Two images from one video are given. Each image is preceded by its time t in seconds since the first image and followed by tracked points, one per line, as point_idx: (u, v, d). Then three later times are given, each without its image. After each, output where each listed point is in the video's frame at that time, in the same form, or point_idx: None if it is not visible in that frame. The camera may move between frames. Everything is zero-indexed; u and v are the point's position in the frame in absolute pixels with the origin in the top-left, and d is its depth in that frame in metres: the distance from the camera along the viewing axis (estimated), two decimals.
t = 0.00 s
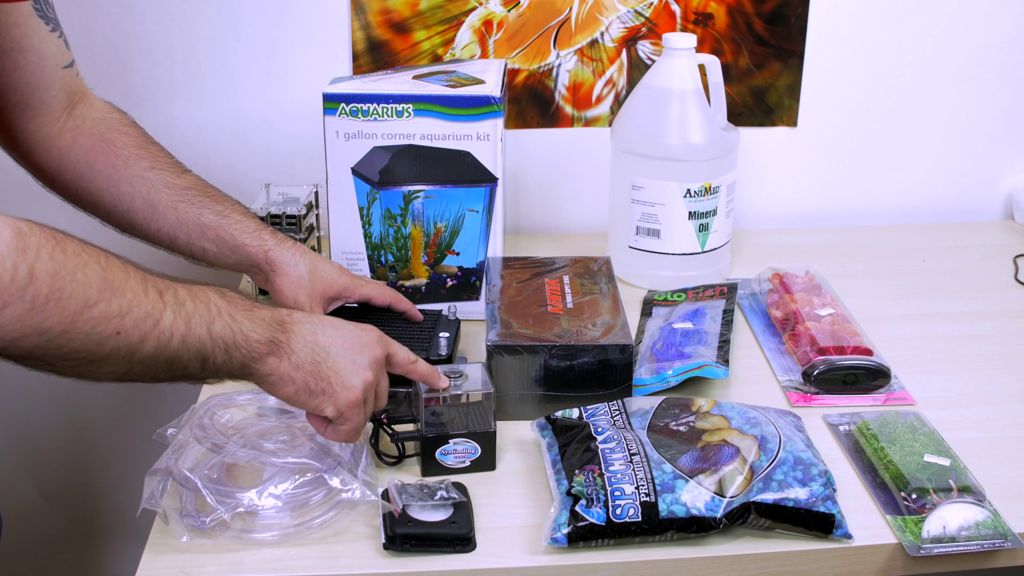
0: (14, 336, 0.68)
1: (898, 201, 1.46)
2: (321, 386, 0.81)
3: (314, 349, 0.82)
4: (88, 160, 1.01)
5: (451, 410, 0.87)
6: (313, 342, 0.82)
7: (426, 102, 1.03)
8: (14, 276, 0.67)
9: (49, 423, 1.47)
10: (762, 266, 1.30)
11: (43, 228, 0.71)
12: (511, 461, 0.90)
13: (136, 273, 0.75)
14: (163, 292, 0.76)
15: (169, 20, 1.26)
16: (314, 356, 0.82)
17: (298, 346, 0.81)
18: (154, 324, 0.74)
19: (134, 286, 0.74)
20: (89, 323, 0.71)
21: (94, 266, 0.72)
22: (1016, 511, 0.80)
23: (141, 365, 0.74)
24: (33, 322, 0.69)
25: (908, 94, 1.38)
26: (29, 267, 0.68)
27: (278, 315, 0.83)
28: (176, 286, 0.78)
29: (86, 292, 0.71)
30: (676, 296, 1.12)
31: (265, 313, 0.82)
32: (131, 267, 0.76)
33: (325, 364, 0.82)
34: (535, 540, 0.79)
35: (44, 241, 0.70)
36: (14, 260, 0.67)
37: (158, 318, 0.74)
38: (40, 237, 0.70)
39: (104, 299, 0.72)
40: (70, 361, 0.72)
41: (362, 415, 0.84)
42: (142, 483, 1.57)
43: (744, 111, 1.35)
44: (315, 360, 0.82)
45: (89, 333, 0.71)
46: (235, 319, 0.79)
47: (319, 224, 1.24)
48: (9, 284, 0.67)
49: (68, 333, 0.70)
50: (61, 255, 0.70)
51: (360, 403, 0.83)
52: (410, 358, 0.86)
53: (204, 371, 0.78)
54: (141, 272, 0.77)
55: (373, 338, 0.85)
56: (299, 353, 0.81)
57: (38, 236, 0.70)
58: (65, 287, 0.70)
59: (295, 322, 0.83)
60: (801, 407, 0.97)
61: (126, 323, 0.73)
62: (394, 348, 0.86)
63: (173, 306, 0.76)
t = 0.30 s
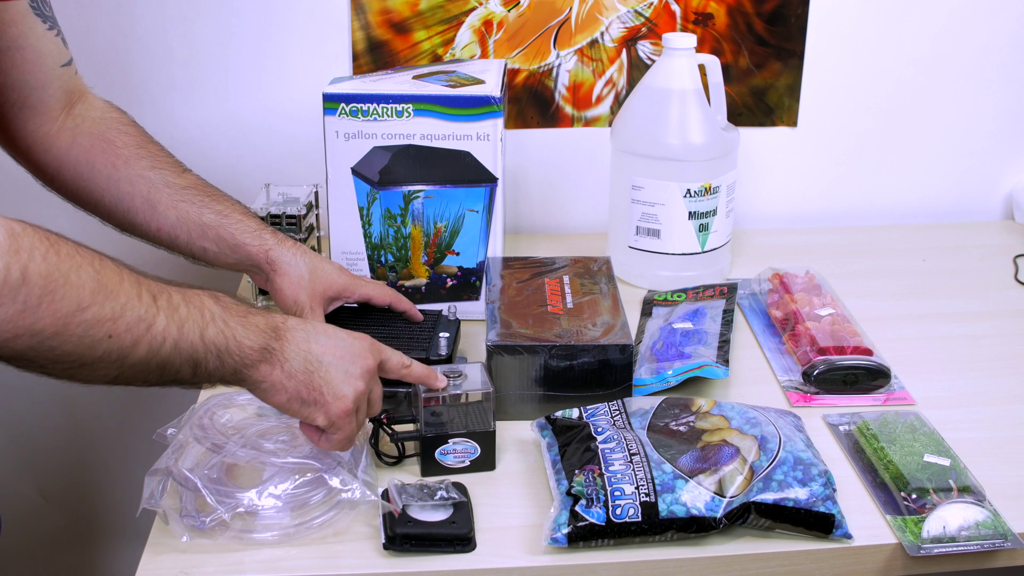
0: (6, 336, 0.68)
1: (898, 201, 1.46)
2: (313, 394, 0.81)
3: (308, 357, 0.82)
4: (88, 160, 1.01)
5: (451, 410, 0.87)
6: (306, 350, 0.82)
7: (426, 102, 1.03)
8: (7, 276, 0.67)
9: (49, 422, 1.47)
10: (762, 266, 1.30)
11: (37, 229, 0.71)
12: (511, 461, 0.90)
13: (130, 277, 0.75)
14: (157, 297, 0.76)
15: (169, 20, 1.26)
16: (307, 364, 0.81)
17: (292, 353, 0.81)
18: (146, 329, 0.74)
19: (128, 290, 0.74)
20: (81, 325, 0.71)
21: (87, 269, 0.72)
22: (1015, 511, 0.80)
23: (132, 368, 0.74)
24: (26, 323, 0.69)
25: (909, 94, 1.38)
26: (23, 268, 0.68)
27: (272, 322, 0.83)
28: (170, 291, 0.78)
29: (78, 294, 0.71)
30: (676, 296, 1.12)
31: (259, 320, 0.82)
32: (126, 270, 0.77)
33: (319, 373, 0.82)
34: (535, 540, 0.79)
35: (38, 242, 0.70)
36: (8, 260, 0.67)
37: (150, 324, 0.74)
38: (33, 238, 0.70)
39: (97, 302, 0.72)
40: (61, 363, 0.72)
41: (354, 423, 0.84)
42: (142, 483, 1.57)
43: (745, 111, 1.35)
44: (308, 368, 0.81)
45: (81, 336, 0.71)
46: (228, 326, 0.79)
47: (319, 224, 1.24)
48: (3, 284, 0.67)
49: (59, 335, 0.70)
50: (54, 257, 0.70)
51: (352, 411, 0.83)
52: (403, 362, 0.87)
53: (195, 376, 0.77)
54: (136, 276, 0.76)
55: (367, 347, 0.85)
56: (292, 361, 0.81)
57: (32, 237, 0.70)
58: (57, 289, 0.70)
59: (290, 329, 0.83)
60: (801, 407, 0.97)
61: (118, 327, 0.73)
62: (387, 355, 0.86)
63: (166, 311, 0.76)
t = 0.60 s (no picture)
0: None
1: (898, 201, 1.46)
2: (298, 388, 0.81)
3: (290, 352, 0.81)
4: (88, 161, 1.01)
5: (451, 410, 0.87)
6: (289, 345, 0.81)
7: (426, 102, 1.03)
8: None
9: (49, 421, 1.47)
10: (762, 266, 1.30)
11: (13, 236, 0.72)
12: (511, 461, 0.90)
13: (108, 279, 0.75)
14: (135, 298, 0.76)
15: (169, 20, 1.26)
16: (289, 359, 0.80)
17: (273, 349, 0.80)
18: (124, 332, 0.74)
19: (105, 293, 0.74)
20: (57, 331, 0.71)
21: (63, 274, 0.72)
22: (1015, 511, 0.80)
23: (111, 371, 0.75)
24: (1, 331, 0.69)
25: (908, 94, 1.38)
26: None
27: (255, 315, 0.82)
28: (149, 291, 0.77)
29: (53, 299, 0.71)
30: (676, 296, 1.12)
31: (242, 314, 0.81)
32: (105, 272, 0.76)
33: (301, 367, 0.81)
34: (535, 540, 0.79)
35: (12, 250, 0.70)
36: None
37: (128, 326, 0.74)
38: (8, 246, 0.70)
39: (72, 308, 0.72)
40: (41, 368, 0.73)
41: (341, 416, 0.83)
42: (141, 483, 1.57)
43: (745, 111, 1.35)
44: (291, 362, 0.81)
45: (57, 341, 0.72)
46: (208, 323, 0.78)
47: (319, 224, 1.24)
48: None
49: (36, 341, 0.71)
50: (29, 264, 0.70)
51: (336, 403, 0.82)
52: (394, 345, 0.87)
53: (177, 376, 0.77)
54: (115, 277, 0.76)
55: (351, 339, 0.83)
56: (273, 356, 0.80)
57: (6, 245, 0.70)
58: (32, 296, 0.70)
59: (271, 323, 0.82)
60: (801, 407, 0.97)
61: (94, 332, 0.73)
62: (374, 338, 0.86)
63: (144, 313, 0.75)
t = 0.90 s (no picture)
0: None
1: (898, 200, 1.46)
2: (296, 396, 0.80)
3: (289, 360, 0.80)
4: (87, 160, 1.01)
5: (451, 410, 0.87)
6: (288, 353, 0.80)
7: (426, 102, 1.03)
8: None
9: (50, 421, 1.46)
10: (762, 266, 1.30)
11: (15, 237, 0.72)
12: (511, 461, 0.90)
13: (109, 282, 0.75)
14: (136, 302, 0.76)
15: (169, 19, 1.26)
16: (288, 367, 0.80)
17: (272, 356, 0.80)
18: (123, 336, 0.74)
19: (105, 296, 0.74)
20: (57, 333, 0.71)
21: (63, 276, 0.73)
22: (1015, 511, 0.80)
23: (109, 374, 0.75)
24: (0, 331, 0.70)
25: (908, 94, 1.38)
26: None
27: (255, 322, 0.81)
28: (150, 296, 0.77)
29: (53, 300, 0.71)
30: (676, 296, 1.12)
31: (242, 321, 0.80)
32: (105, 275, 0.77)
33: (299, 376, 0.80)
34: (535, 540, 0.79)
35: (14, 250, 0.71)
36: None
37: (127, 329, 0.74)
38: (9, 246, 0.71)
39: (72, 309, 0.72)
40: (39, 369, 0.73)
41: (339, 424, 0.82)
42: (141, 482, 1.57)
43: (745, 111, 1.35)
44: (290, 370, 0.80)
45: (56, 342, 0.72)
46: (208, 329, 0.78)
47: (319, 224, 1.24)
48: None
49: (35, 342, 0.71)
50: (29, 264, 0.71)
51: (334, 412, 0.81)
52: (392, 358, 0.86)
53: (175, 381, 0.77)
54: (117, 281, 0.77)
55: (349, 348, 0.83)
56: (272, 364, 0.79)
57: (8, 245, 0.71)
58: (32, 297, 0.70)
59: (271, 331, 0.81)
60: (801, 407, 0.97)
61: (93, 334, 0.73)
62: (372, 350, 0.85)
63: (144, 317, 0.75)
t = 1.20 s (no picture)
0: (59, 280, 0.72)
1: (898, 200, 1.46)
2: (340, 248, 0.73)
3: (326, 211, 0.73)
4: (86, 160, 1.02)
5: (451, 410, 0.87)
6: (326, 206, 0.73)
7: (426, 102, 1.03)
8: (43, 225, 0.70)
9: (48, 422, 1.47)
10: (762, 266, 1.30)
11: (60, 172, 0.72)
12: (511, 461, 0.89)
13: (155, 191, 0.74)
14: (181, 202, 0.73)
15: (168, 19, 1.26)
16: (326, 220, 0.73)
17: (310, 214, 0.73)
18: (180, 237, 0.72)
19: (155, 204, 0.73)
20: (121, 249, 0.72)
21: (113, 196, 0.72)
22: (1016, 511, 0.80)
23: (180, 276, 0.74)
24: (72, 263, 0.71)
25: (908, 94, 1.38)
26: (57, 212, 0.70)
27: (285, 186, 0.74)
28: (191, 194, 0.74)
29: (111, 222, 0.71)
30: (676, 296, 1.12)
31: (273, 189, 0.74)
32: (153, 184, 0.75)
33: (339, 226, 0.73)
34: (535, 540, 0.79)
35: (67, 183, 0.71)
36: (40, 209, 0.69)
37: (181, 231, 0.72)
38: (58, 180, 0.71)
39: (130, 226, 0.71)
40: (118, 290, 0.74)
41: (382, 252, 0.74)
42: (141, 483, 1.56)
43: (744, 111, 1.35)
44: (330, 223, 0.73)
45: (124, 259, 0.72)
46: (248, 208, 0.73)
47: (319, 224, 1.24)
48: (42, 232, 0.70)
49: (106, 264, 0.72)
50: (83, 195, 0.71)
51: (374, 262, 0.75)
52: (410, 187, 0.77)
53: (240, 265, 0.75)
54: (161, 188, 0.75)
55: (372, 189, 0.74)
56: (313, 217, 0.73)
57: (60, 178, 0.71)
58: (92, 222, 0.71)
59: (304, 188, 0.74)
60: (801, 407, 0.97)
61: (155, 244, 0.72)
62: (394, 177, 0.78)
63: (194, 216, 0.73)
